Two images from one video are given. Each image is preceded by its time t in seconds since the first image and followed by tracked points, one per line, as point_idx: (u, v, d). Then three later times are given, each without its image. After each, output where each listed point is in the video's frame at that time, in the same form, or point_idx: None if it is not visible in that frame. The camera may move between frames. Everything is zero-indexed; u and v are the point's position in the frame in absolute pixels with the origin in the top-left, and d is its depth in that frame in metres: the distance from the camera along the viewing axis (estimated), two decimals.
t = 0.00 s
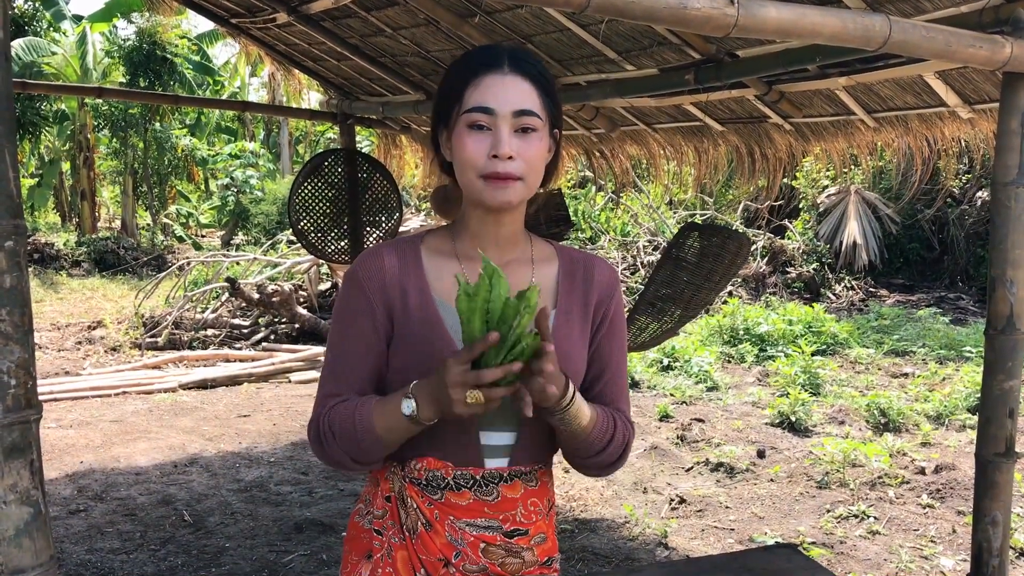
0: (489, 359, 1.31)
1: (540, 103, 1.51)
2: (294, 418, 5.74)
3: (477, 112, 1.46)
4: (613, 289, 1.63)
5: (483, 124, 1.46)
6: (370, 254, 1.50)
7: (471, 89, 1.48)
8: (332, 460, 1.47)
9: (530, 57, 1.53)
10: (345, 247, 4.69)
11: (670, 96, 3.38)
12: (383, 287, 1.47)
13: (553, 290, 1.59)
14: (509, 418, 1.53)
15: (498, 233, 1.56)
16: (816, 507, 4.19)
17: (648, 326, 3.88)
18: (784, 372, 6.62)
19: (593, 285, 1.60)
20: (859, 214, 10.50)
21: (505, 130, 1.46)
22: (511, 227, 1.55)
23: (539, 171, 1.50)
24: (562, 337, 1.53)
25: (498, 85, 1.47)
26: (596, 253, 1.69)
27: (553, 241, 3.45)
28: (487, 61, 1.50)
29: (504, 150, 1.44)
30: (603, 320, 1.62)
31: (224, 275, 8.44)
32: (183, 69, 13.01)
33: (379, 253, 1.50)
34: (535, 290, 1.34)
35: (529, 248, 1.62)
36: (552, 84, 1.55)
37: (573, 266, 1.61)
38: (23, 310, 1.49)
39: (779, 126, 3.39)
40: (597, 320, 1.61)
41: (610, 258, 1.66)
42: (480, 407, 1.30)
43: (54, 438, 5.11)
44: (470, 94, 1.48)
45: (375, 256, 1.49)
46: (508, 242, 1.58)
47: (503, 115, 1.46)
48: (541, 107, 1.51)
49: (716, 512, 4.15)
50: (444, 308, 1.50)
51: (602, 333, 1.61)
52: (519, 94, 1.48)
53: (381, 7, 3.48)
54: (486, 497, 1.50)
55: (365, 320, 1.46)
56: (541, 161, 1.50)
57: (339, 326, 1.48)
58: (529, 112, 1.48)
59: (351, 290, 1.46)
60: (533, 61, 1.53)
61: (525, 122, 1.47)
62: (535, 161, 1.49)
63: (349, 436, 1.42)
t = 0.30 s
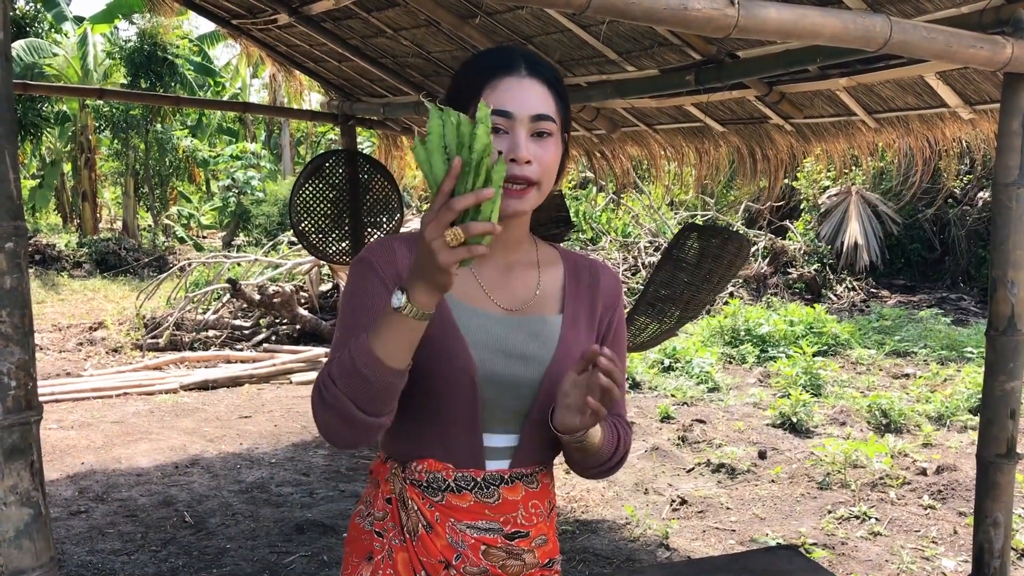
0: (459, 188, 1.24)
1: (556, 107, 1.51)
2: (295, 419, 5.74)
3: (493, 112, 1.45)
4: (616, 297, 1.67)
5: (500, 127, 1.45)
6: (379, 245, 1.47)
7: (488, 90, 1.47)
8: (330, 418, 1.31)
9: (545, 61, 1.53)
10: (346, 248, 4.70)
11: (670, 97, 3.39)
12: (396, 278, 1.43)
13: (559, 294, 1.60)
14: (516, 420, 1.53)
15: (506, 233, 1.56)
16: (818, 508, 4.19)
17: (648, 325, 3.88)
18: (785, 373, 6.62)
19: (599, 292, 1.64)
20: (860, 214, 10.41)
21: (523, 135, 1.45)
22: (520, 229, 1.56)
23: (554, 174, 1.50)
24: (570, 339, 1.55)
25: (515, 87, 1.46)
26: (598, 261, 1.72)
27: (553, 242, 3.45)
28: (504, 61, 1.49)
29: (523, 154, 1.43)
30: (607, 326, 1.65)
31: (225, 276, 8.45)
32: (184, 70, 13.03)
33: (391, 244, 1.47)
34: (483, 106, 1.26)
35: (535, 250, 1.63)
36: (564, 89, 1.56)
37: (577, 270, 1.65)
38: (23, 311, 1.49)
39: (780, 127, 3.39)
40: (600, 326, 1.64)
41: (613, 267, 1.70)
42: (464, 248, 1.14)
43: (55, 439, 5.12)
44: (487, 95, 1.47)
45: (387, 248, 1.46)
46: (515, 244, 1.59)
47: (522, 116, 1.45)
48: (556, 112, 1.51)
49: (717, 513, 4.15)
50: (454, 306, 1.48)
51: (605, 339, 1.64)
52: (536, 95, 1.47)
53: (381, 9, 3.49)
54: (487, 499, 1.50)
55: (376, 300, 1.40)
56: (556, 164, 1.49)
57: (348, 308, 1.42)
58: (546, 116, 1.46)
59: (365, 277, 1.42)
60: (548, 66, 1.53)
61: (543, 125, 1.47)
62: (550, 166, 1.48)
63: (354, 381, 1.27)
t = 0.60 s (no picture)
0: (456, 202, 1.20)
1: (567, 117, 1.51)
2: (295, 420, 5.74)
3: (506, 121, 1.45)
4: (614, 303, 1.69)
5: (511, 139, 1.45)
6: (381, 249, 1.45)
7: (499, 96, 1.47)
8: (329, 433, 1.30)
9: (559, 70, 1.53)
10: (346, 249, 4.70)
11: (669, 98, 3.39)
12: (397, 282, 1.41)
13: (562, 300, 1.61)
14: (519, 423, 1.53)
15: (509, 238, 1.56)
16: (818, 508, 4.18)
17: (646, 323, 3.86)
18: (785, 373, 6.62)
19: (600, 297, 1.65)
20: (860, 214, 10.39)
21: (535, 146, 1.45)
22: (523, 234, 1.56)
23: (562, 184, 1.50)
24: (575, 342, 1.54)
25: (529, 96, 1.46)
26: (596, 267, 1.74)
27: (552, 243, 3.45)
28: (518, 68, 1.48)
29: (533, 167, 1.42)
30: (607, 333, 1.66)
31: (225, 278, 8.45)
32: (183, 71, 13.03)
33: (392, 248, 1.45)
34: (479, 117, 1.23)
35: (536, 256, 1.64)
36: (575, 98, 1.56)
37: (578, 277, 1.66)
38: (21, 314, 1.49)
39: (779, 127, 3.39)
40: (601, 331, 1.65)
41: (612, 275, 1.72)
42: (460, 264, 1.13)
43: (55, 441, 5.12)
44: (501, 103, 1.46)
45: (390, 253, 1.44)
46: (517, 249, 1.59)
47: (535, 126, 1.44)
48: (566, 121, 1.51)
49: (717, 514, 4.15)
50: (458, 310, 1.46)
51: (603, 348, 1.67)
52: (550, 106, 1.47)
53: (380, 10, 3.49)
54: (488, 503, 1.50)
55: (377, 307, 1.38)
56: (564, 174, 1.50)
57: (349, 318, 1.41)
58: (557, 129, 1.47)
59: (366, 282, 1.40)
60: (562, 75, 1.53)
61: (554, 135, 1.46)
62: (558, 178, 1.48)
63: (352, 396, 1.25)
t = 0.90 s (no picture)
0: (463, 410, 1.25)
1: (576, 128, 1.49)
2: (294, 422, 5.74)
3: (516, 132, 1.43)
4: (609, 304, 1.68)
5: (522, 153, 1.44)
6: (372, 264, 1.45)
7: (509, 104, 1.44)
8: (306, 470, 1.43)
9: (571, 77, 1.51)
10: (343, 251, 4.70)
11: (666, 98, 3.39)
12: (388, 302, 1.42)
13: (557, 304, 1.60)
14: (515, 427, 1.53)
15: (507, 246, 1.54)
16: (817, 508, 4.18)
17: (643, 323, 3.85)
18: (783, 373, 6.62)
19: (595, 297, 1.65)
20: (859, 214, 10.47)
21: (543, 162, 1.44)
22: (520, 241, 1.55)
23: (565, 196, 1.51)
24: (572, 350, 1.54)
25: (541, 108, 1.44)
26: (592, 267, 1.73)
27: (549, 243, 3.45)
28: (530, 76, 1.46)
29: (542, 184, 1.43)
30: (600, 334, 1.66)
31: (223, 279, 8.45)
32: (181, 73, 13.03)
33: (383, 262, 1.46)
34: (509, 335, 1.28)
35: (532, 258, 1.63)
36: (585, 105, 1.54)
37: (574, 278, 1.65)
38: (15, 316, 1.49)
39: (776, 127, 3.39)
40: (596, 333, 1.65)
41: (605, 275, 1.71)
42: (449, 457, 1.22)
43: (53, 443, 5.12)
44: (513, 112, 1.43)
45: (380, 269, 1.44)
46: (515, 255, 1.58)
47: (547, 141, 1.44)
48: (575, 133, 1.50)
49: (716, 514, 4.15)
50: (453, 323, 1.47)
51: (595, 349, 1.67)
52: (562, 121, 1.46)
53: (377, 11, 3.49)
54: (483, 506, 1.50)
55: (370, 329, 1.41)
56: (568, 187, 1.50)
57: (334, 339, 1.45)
58: (568, 146, 1.46)
59: (356, 302, 1.41)
60: (574, 82, 1.51)
61: (563, 151, 1.46)
62: (563, 191, 1.49)
63: (327, 459, 1.36)
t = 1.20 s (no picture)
0: None
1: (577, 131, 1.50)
2: (291, 424, 5.74)
3: (518, 135, 1.43)
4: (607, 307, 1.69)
5: (524, 155, 1.44)
6: (380, 268, 1.42)
7: (512, 108, 1.44)
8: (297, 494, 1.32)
9: (572, 79, 1.51)
10: (340, 252, 4.70)
11: (662, 99, 3.39)
12: (399, 308, 1.39)
13: (558, 308, 1.60)
14: (516, 435, 1.53)
15: (510, 250, 1.54)
16: (814, 508, 4.18)
17: (642, 325, 3.85)
18: (780, 374, 6.64)
19: (595, 301, 1.66)
20: (856, 214, 10.58)
21: (546, 164, 1.45)
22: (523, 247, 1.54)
23: (567, 200, 1.51)
24: (572, 356, 1.55)
25: (544, 110, 1.44)
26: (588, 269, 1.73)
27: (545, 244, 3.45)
28: (533, 77, 1.45)
29: (545, 185, 1.44)
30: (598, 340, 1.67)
31: (221, 281, 8.45)
32: (177, 75, 13.03)
33: (392, 267, 1.43)
34: None
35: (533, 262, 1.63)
36: (585, 107, 1.54)
37: (574, 283, 1.65)
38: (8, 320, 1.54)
39: (772, 127, 3.40)
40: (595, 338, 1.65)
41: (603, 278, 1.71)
42: None
43: (50, 446, 5.11)
44: (514, 114, 1.43)
45: (389, 275, 1.41)
46: (517, 261, 1.57)
47: (548, 144, 1.44)
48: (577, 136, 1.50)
49: (713, 514, 4.15)
50: (460, 330, 1.45)
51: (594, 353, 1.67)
52: (565, 123, 1.46)
53: (372, 12, 3.49)
54: (479, 511, 1.51)
55: (378, 338, 1.36)
56: (570, 190, 1.50)
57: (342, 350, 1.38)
58: (569, 148, 1.47)
59: (365, 308, 1.37)
60: (574, 83, 1.51)
61: (565, 153, 1.47)
62: (565, 193, 1.49)
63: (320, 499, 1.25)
